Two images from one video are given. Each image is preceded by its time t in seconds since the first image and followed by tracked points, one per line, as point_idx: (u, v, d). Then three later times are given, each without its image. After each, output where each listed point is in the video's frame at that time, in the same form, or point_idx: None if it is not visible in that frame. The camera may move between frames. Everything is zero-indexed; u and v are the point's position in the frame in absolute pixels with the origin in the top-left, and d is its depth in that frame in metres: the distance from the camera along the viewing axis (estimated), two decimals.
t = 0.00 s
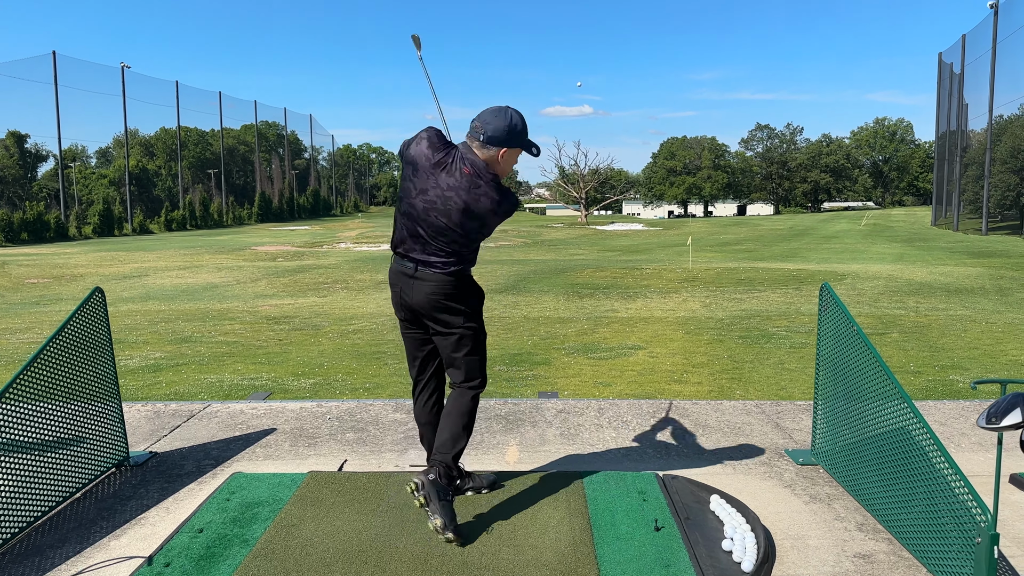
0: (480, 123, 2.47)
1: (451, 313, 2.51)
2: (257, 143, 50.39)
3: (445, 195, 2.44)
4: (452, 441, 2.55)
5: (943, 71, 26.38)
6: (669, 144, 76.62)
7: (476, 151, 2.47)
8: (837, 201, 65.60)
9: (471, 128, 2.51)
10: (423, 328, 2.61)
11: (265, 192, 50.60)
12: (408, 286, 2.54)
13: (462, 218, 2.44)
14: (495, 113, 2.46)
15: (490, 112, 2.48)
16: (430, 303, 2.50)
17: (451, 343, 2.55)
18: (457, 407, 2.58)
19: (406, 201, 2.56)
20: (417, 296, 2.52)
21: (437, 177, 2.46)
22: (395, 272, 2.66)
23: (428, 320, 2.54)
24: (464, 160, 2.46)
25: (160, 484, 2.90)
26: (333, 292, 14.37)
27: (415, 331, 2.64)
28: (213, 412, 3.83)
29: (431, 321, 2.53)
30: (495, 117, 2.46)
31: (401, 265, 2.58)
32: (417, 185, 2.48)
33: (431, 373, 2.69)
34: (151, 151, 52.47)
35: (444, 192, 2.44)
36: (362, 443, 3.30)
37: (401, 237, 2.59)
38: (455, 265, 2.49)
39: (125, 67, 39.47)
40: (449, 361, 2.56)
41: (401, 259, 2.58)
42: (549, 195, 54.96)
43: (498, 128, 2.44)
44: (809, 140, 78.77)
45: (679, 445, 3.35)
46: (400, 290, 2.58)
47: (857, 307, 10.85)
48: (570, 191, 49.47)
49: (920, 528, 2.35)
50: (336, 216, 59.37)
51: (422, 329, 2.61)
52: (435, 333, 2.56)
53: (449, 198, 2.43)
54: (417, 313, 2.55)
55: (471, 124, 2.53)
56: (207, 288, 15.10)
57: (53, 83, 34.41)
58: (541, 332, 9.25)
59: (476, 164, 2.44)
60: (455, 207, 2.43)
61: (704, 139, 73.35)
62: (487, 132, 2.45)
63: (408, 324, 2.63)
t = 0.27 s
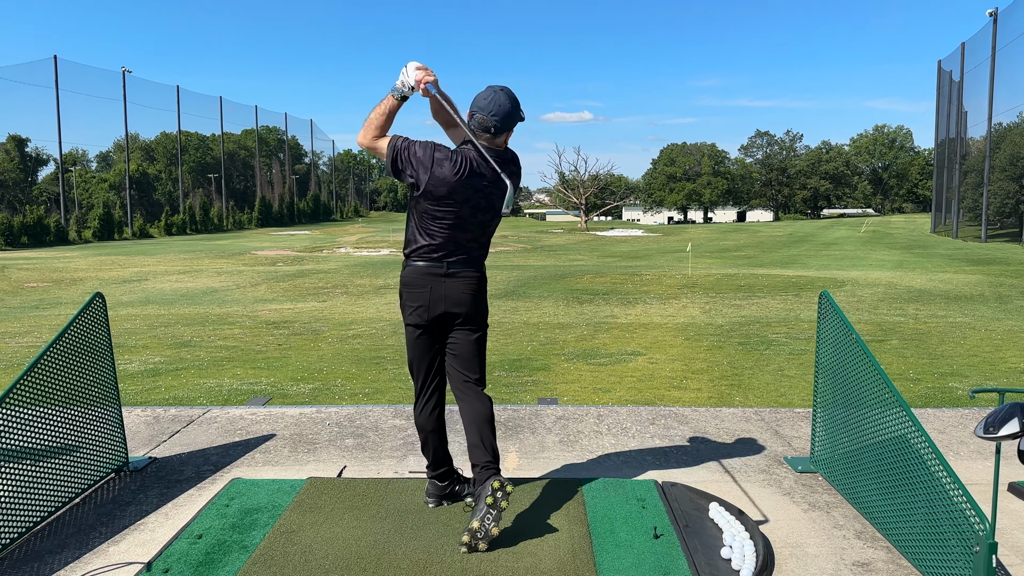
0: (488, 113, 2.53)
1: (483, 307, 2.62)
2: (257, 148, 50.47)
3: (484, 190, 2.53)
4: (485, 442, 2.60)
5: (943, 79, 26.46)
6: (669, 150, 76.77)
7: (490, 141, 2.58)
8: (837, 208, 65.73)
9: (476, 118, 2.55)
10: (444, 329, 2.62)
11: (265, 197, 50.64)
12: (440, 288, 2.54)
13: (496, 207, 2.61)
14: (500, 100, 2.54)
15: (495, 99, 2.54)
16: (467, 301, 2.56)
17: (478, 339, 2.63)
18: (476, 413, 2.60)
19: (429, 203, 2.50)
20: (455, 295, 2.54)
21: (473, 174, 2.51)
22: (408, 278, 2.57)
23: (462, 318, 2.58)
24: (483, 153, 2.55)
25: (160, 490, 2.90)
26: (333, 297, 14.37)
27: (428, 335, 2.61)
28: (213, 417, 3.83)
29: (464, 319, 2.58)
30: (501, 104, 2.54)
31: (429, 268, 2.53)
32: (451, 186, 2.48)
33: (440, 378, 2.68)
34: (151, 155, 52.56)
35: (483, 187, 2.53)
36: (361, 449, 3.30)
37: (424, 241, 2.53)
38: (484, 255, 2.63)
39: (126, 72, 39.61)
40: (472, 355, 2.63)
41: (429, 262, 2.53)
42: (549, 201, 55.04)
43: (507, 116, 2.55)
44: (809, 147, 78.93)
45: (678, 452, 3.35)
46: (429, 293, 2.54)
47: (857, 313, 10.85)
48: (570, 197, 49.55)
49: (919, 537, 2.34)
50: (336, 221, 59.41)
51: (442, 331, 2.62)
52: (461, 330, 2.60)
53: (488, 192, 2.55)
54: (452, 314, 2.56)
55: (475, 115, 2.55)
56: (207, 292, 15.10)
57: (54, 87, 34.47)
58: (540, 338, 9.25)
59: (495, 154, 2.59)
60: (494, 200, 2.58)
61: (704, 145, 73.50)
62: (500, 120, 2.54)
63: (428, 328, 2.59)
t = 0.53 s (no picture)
0: (484, 123, 2.49)
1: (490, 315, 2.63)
2: (259, 155, 50.57)
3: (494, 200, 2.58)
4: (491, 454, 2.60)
5: (943, 89, 26.55)
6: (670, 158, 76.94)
7: (489, 148, 2.56)
8: (837, 217, 65.77)
9: (473, 129, 2.50)
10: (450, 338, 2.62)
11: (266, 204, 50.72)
12: (449, 297, 2.55)
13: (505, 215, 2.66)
14: (494, 106, 2.50)
15: (489, 107, 2.49)
16: (476, 309, 2.58)
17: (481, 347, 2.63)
18: (480, 424, 2.60)
19: (440, 218, 2.53)
20: (464, 303, 2.56)
21: (481, 185, 2.55)
22: (417, 287, 2.58)
23: (469, 326, 2.58)
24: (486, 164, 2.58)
25: (159, 497, 2.90)
26: (333, 304, 14.37)
27: (433, 344, 2.61)
28: (213, 425, 3.83)
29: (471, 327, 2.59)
30: (496, 111, 2.50)
31: (439, 279, 2.55)
32: (464, 200, 2.51)
33: (444, 387, 2.69)
34: (153, 162, 52.70)
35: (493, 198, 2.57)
36: (361, 458, 3.30)
37: (436, 254, 2.54)
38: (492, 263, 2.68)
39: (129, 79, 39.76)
40: (479, 363, 2.63)
41: (440, 273, 2.55)
42: (550, 208, 55.11)
43: (501, 121, 2.52)
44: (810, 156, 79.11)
45: (678, 462, 3.35)
46: (438, 301, 2.55)
47: (858, 322, 10.84)
48: (570, 204, 49.63)
49: (919, 548, 2.34)
50: (337, 228, 59.45)
51: (448, 340, 2.62)
52: (468, 338, 2.61)
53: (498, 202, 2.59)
54: (461, 323, 2.57)
55: (471, 128, 2.50)
56: (207, 299, 15.09)
57: (56, 93, 34.57)
58: (540, 345, 9.24)
59: (495, 161, 2.61)
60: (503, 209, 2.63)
61: (704, 154, 73.66)
62: (497, 127, 2.51)
63: (435, 337, 2.59)
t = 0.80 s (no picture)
0: (489, 134, 2.56)
1: (492, 328, 2.62)
2: (260, 163, 50.70)
3: (492, 210, 2.57)
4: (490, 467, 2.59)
5: (942, 99, 26.65)
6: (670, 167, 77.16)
7: (492, 159, 2.61)
8: (838, 227, 65.87)
9: (479, 141, 2.57)
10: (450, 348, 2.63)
11: (267, 212, 50.81)
12: (449, 308, 2.55)
13: (505, 226, 2.63)
14: (498, 118, 2.57)
15: (493, 118, 2.56)
16: (476, 321, 2.57)
17: (480, 361, 2.62)
18: (482, 436, 2.60)
19: (437, 225, 2.55)
20: (464, 315, 2.55)
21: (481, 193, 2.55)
22: (419, 297, 2.59)
23: (469, 339, 2.58)
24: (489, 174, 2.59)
25: (160, 507, 2.91)
26: (333, 312, 14.37)
27: (435, 353, 2.63)
28: (213, 434, 3.84)
29: (471, 339, 2.58)
30: (499, 121, 2.57)
31: (440, 287, 2.56)
32: (459, 206, 2.52)
33: (446, 397, 2.70)
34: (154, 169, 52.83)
35: (491, 206, 2.56)
36: (362, 468, 3.30)
37: (436, 263, 2.56)
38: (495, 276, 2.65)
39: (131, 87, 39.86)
40: (479, 375, 2.63)
41: (440, 282, 2.56)
42: (550, 217, 55.21)
43: (506, 133, 2.60)
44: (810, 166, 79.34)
45: (679, 473, 3.35)
46: (439, 311, 2.56)
47: (858, 333, 10.85)
48: (571, 213, 49.71)
49: (921, 563, 2.33)
50: (337, 236, 59.51)
51: (449, 349, 2.63)
52: (468, 350, 2.61)
53: (497, 212, 2.58)
54: (460, 334, 2.57)
55: (475, 138, 2.58)
56: (207, 306, 15.09)
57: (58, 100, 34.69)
58: (541, 354, 9.24)
59: (496, 171, 2.62)
60: (503, 219, 2.60)
61: (704, 163, 73.86)
62: (500, 137, 2.58)
63: (436, 347, 2.60)
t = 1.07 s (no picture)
0: (486, 146, 2.58)
1: (490, 341, 2.61)
2: (261, 171, 50.84)
3: (482, 219, 2.56)
4: (486, 478, 2.60)
5: (942, 110, 26.74)
6: (671, 177, 77.34)
7: (489, 171, 2.62)
8: (838, 236, 65.95)
9: (475, 152, 2.59)
10: (448, 360, 2.63)
11: (268, 220, 50.91)
12: (444, 320, 2.56)
13: (500, 237, 2.59)
14: (494, 131, 2.60)
15: (488, 131, 2.59)
16: (473, 334, 2.56)
17: (477, 374, 2.62)
18: (482, 446, 2.61)
19: (427, 234, 2.59)
20: (459, 328, 2.55)
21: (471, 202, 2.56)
22: (417, 309, 2.62)
23: (465, 351, 2.58)
24: (484, 185, 2.59)
25: (159, 518, 2.91)
26: (333, 320, 14.37)
27: (434, 364, 2.64)
28: (213, 444, 3.84)
29: (468, 351, 2.58)
30: (496, 134, 2.60)
31: (433, 298, 2.58)
32: (446, 214, 2.55)
33: (446, 407, 2.71)
34: (156, 177, 52.95)
35: (480, 216, 2.55)
36: (361, 479, 3.30)
37: (430, 274, 2.59)
38: (491, 291, 2.62)
39: (133, 95, 40.00)
40: (475, 388, 2.62)
41: (433, 292, 2.58)
42: (551, 226, 55.28)
43: (502, 146, 2.61)
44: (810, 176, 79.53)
45: (678, 484, 3.35)
46: (434, 323, 2.57)
47: (859, 343, 10.85)
48: (571, 222, 49.78)
49: None
50: (338, 244, 59.62)
51: (447, 360, 2.64)
52: (464, 362, 2.61)
53: (487, 221, 2.56)
54: (456, 346, 2.57)
55: (470, 150, 2.61)
56: (208, 314, 15.10)
57: (61, 108, 34.87)
58: (541, 363, 9.23)
59: (492, 182, 2.62)
60: (494, 230, 2.57)
61: (705, 173, 74.05)
62: (497, 149, 2.59)
63: (434, 358, 2.62)
